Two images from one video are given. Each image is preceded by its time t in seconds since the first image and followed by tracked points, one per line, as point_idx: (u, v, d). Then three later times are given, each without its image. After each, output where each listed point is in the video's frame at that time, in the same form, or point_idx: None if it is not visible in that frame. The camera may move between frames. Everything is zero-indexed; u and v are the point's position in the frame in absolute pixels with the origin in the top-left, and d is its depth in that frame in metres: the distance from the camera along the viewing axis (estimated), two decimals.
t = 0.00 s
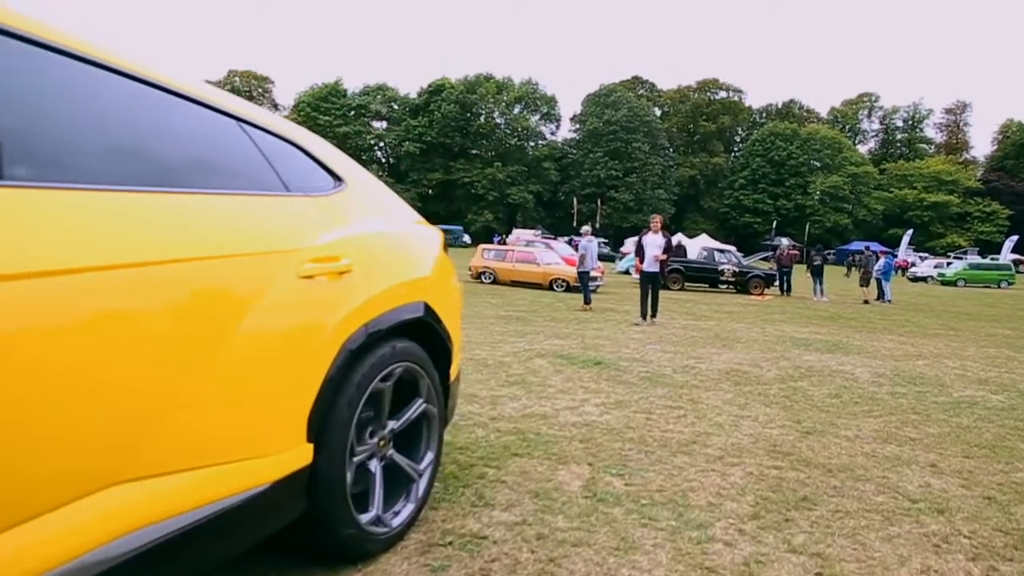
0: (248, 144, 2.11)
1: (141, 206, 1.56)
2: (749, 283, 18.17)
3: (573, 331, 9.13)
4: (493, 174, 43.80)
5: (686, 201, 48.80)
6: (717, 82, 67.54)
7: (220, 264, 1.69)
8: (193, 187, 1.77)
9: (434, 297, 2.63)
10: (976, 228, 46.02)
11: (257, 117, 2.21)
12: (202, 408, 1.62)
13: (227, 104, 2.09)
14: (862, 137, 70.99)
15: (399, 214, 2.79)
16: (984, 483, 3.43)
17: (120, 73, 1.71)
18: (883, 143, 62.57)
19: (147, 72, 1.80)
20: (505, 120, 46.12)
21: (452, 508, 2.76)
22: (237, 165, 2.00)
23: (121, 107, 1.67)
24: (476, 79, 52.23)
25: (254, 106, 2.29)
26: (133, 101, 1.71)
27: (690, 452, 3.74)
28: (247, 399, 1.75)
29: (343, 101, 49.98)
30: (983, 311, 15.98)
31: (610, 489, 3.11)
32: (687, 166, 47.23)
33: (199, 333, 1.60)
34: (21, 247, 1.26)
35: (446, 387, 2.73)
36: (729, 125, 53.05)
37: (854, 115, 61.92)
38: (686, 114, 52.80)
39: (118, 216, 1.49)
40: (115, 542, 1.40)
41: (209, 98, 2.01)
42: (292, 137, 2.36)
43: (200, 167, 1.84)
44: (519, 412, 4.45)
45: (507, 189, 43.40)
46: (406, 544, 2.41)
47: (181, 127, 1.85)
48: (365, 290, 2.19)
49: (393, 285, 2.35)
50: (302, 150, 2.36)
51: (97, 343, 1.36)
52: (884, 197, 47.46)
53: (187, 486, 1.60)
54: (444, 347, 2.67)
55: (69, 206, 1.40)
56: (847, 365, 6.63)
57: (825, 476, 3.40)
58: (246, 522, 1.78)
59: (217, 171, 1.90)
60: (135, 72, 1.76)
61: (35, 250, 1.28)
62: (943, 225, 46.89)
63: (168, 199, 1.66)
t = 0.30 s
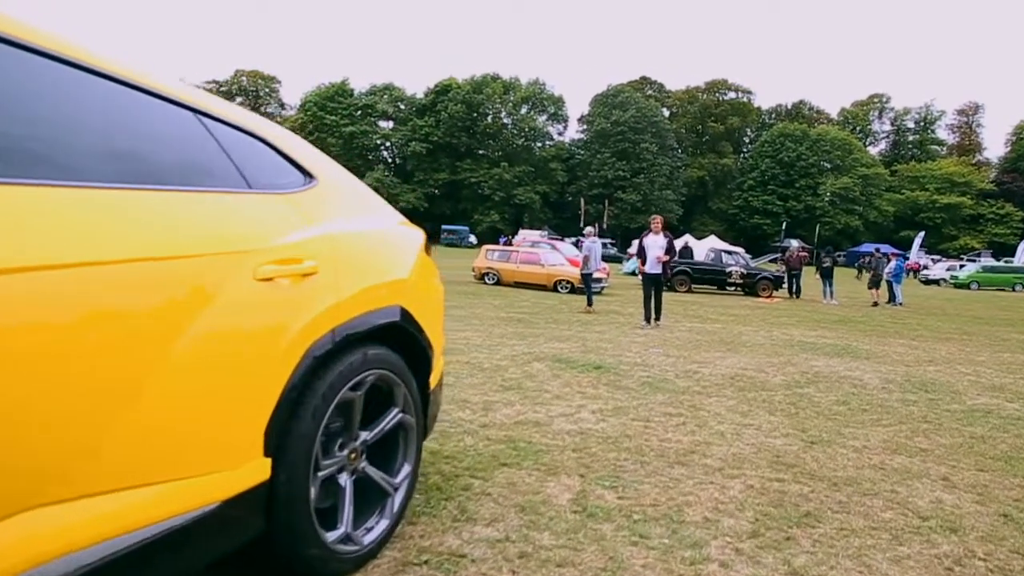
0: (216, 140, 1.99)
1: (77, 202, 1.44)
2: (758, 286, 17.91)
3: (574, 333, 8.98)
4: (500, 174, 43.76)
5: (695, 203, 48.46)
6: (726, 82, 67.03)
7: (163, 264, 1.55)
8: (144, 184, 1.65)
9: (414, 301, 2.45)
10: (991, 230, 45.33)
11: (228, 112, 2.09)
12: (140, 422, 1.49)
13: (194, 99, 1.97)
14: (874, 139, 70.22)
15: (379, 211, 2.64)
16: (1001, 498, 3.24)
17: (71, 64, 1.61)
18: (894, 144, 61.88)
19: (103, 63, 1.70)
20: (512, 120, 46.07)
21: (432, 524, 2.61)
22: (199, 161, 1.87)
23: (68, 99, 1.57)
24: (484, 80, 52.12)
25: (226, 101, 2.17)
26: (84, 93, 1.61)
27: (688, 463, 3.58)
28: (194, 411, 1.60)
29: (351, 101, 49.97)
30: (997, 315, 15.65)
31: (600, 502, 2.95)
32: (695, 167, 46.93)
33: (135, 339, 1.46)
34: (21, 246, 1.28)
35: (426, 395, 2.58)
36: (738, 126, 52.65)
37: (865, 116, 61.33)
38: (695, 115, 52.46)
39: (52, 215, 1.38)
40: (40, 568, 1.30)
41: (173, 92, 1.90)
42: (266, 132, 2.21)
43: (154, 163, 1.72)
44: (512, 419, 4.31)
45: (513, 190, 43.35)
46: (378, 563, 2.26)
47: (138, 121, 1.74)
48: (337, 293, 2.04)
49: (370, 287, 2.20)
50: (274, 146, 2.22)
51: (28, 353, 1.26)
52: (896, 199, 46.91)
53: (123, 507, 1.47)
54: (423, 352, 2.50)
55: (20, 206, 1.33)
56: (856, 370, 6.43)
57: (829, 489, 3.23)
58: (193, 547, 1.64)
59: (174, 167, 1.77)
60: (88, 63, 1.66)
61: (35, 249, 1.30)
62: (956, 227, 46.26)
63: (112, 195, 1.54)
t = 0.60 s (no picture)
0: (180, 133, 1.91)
1: (28, 195, 1.38)
2: (774, 288, 17.56)
3: (581, 335, 8.82)
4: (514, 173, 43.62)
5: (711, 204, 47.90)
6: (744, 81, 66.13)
7: (111, 260, 1.46)
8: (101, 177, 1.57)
9: (392, 302, 2.33)
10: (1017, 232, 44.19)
11: (199, 107, 2.02)
12: (85, 427, 1.40)
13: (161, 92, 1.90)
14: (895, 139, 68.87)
15: (359, 207, 2.53)
16: None
17: (14, 50, 1.52)
18: (917, 144, 60.63)
19: (64, 52, 1.63)
20: (526, 119, 45.95)
21: (412, 535, 2.49)
22: (163, 156, 1.80)
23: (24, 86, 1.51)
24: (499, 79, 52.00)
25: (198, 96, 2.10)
26: (64, 91, 1.59)
27: (688, 473, 3.42)
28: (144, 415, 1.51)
29: (366, 100, 50.08)
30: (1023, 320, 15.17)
31: (592, 514, 2.80)
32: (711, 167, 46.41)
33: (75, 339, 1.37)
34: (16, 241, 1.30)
35: (405, 401, 2.46)
36: (756, 126, 51.94)
37: (886, 115, 60.10)
38: (712, 114, 51.82)
39: (30, 212, 1.36)
40: None
41: (140, 83, 1.83)
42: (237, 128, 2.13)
43: (130, 160, 1.69)
44: (508, 425, 4.20)
45: (527, 189, 43.26)
46: None
47: (102, 113, 1.67)
48: (303, 292, 1.93)
49: (342, 287, 2.08)
50: (244, 141, 2.13)
51: None
52: (918, 201, 45.94)
53: (61, 519, 1.37)
54: (402, 355, 2.38)
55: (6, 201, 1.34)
56: (872, 377, 6.19)
57: (838, 504, 3.05)
58: (136, 565, 1.54)
59: (137, 162, 1.71)
60: (69, 61, 1.65)
61: (29, 242, 1.32)
62: (981, 229, 45.17)
63: (65, 186, 1.48)
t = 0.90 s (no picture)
0: (143, 120, 1.83)
1: None
2: (791, 288, 17.23)
3: (591, 335, 8.69)
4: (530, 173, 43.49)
5: (729, 203, 47.32)
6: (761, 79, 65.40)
7: (64, 252, 1.41)
8: (48, 164, 1.50)
9: (375, 297, 2.25)
10: None
11: (168, 95, 1.95)
12: (34, 425, 1.33)
13: (123, 77, 1.83)
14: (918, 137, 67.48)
15: (344, 204, 2.46)
16: None
17: (12, 49, 1.55)
18: (942, 142, 59.36)
19: (7, 32, 1.56)
20: (543, 118, 45.77)
21: (398, 541, 2.40)
22: (124, 143, 1.72)
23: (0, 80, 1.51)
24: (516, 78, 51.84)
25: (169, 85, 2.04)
26: (56, 86, 1.61)
27: (692, 479, 3.29)
28: (102, 414, 1.44)
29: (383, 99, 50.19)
30: None
31: (587, 522, 2.69)
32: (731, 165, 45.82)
33: (24, 333, 1.31)
34: None
35: (391, 403, 2.38)
36: (775, 124, 51.19)
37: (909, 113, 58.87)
38: (731, 113, 51.19)
39: None
40: None
41: (99, 68, 1.76)
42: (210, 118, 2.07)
43: (122, 151, 1.70)
44: (508, 427, 4.10)
45: (543, 188, 43.13)
46: None
47: (53, 99, 1.60)
48: (275, 287, 1.86)
49: (319, 285, 2.00)
50: (216, 130, 2.06)
51: None
52: (942, 200, 44.94)
53: (20, 519, 1.32)
54: (386, 356, 2.30)
55: None
56: (889, 380, 5.98)
57: (848, 514, 2.90)
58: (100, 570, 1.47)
59: (94, 148, 1.63)
60: (60, 57, 1.67)
61: None
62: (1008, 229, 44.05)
63: (6, 172, 1.41)
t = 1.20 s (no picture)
0: (111, 105, 1.72)
1: None
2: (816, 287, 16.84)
3: (607, 333, 8.55)
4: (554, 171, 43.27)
5: (754, 201, 46.54)
6: (787, 76, 64.22)
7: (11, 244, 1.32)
8: None
9: (360, 292, 2.14)
10: None
11: (141, 80, 1.84)
12: None
13: (88, 60, 1.72)
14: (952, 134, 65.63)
15: (335, 193, 2.35)
16: None
17: None
18: (976, 139, 57.65)
19: None
20: (567, 117, 45.54)
21: (383, 546, 2.31)
22: (86, 130, 1.62)
23: None
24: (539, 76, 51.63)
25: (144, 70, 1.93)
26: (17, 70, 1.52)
27: (698, 484, 3.15)
28: (51, 415, 1.36)
29: (406, 98, 50.36)
30: None
31: (584, 528, 2.58)
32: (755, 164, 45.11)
33: None
34: None
35: (377, 401, 2.29)
36: (803, 121, 50.20)
37: (942, 109, 57.27)
38: (757, 110, 50.34)
39: None
40: None
41: (65, 51, 1.66)
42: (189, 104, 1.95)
43: (89, 139, 1.61)
44: (512, 426, 4.00)
45: (567, 187, 42.95)
46: None
47: (8, 83, 1.50)
48: (248, 280, 1.75)
49: (298, 277, 1.90)
50: (195, 117, 1.95)
51: None
52: (976, 198, 43.64)
53: None
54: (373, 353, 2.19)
55: None
56: (914, 382, 5.74)
57: (863, 525, 2.74)
58: None
59: (56, 135, 1.54)
60: (25, 40, 1.57)
61: None
62: None
63: None
